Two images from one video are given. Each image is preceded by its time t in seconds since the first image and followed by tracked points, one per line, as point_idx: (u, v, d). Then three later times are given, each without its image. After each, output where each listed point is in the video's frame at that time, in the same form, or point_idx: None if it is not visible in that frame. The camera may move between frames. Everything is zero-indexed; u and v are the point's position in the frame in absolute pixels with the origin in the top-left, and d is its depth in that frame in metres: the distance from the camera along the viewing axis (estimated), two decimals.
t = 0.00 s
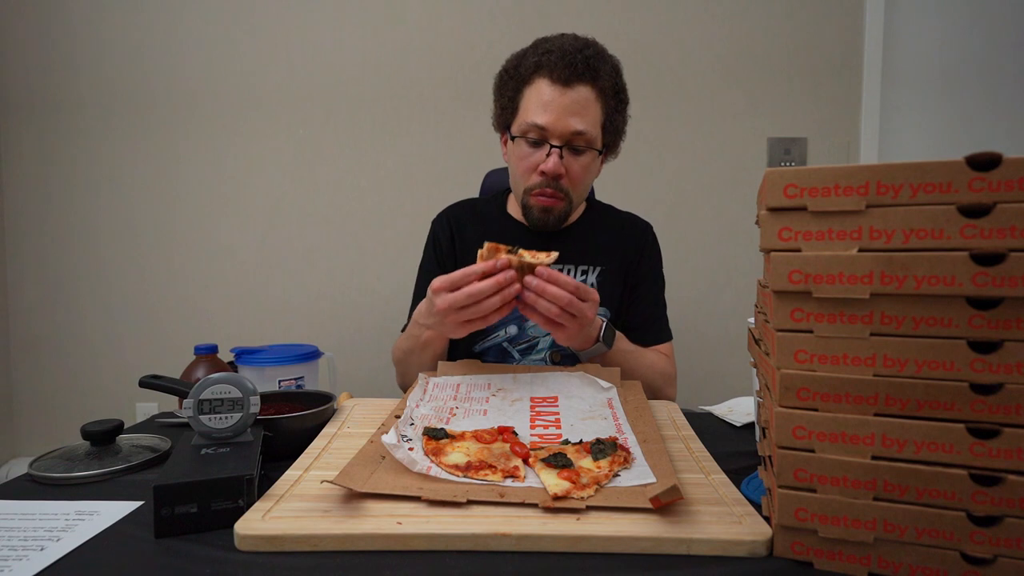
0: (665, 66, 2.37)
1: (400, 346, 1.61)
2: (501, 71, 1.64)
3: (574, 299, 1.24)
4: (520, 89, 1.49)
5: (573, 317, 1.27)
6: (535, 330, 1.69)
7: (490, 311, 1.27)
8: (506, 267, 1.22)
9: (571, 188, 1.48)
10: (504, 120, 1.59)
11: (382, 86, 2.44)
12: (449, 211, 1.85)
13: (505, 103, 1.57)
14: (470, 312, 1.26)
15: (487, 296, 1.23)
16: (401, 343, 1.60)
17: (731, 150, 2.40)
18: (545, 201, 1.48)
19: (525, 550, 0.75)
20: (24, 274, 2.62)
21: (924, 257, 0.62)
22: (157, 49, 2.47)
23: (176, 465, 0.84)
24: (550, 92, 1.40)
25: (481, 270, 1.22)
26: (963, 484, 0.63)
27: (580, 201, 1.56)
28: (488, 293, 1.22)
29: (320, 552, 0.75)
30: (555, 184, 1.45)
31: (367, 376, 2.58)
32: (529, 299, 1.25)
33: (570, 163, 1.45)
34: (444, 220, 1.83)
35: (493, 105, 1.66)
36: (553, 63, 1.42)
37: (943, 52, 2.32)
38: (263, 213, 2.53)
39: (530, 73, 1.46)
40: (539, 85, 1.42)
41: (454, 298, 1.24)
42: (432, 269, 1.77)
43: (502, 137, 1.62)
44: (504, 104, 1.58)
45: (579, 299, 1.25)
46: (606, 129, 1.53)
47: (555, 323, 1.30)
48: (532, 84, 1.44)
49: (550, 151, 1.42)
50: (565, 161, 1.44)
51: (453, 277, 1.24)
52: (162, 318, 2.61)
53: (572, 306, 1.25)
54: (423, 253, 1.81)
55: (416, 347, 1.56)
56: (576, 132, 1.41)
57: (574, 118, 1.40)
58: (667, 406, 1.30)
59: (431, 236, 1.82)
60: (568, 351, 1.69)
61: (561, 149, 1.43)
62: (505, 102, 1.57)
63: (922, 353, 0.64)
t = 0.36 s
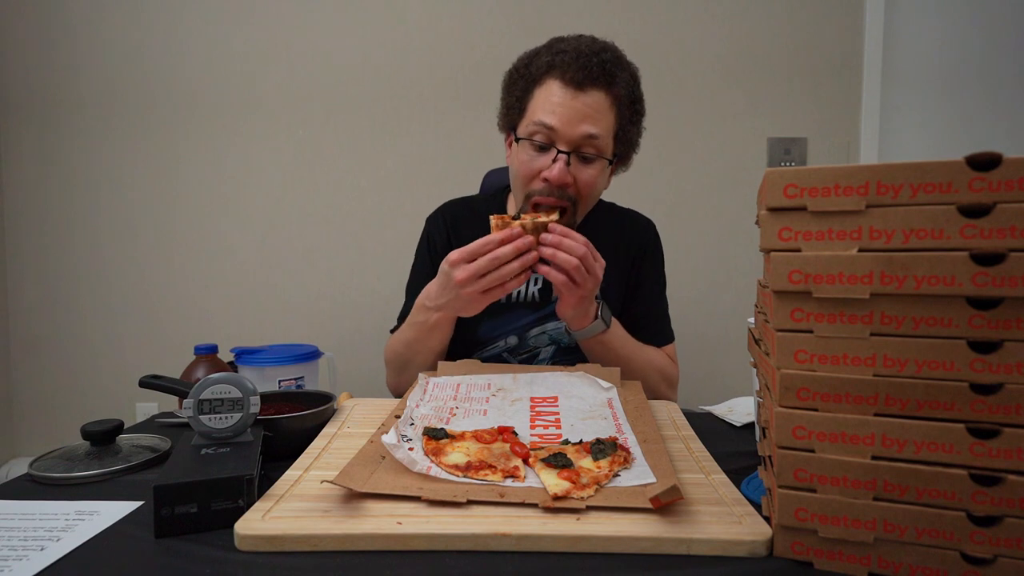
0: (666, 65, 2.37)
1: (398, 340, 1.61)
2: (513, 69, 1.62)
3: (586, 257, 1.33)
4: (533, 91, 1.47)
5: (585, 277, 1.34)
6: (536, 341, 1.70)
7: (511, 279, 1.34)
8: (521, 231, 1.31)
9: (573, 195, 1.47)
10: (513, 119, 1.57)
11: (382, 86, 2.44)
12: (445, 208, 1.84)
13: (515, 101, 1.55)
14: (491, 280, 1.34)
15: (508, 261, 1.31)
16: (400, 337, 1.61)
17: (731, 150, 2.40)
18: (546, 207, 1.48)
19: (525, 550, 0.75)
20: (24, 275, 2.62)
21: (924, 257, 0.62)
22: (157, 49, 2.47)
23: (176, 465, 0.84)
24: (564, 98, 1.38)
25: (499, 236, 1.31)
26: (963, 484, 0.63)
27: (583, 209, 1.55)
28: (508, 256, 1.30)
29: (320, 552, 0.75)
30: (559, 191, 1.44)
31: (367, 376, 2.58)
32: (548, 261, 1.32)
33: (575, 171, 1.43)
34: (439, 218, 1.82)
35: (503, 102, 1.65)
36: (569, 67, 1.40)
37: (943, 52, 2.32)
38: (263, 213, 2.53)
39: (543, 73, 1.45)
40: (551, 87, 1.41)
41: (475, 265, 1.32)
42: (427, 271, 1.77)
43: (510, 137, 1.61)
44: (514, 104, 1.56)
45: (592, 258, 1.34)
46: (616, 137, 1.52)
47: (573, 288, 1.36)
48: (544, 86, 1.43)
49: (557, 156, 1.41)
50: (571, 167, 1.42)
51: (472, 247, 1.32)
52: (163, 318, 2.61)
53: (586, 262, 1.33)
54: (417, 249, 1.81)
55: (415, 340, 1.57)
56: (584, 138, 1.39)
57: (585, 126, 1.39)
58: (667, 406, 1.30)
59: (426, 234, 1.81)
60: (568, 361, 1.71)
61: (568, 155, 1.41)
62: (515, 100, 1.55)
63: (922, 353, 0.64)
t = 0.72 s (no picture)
0: (666, 65, 2.38)
1: (405, 339, 1.62)
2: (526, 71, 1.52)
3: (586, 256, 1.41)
4: (534, 108, 1.39)
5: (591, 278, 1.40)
6: (534, 346, 1.70)
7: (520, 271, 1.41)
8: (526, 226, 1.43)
9: (558, 223, 1.45)
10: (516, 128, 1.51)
11: (382, 86, 2.44)
12: (442, 207, 1.84)
13: (519, 110, 1.48)
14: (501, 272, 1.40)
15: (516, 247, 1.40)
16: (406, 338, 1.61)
17: (731, 150, 2.40)
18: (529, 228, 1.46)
19: (525, 550, 0.75)
20: (24, 274, 2.62)
21: (923, 257, 0.62)
22: (157, 49, 2.47)
23: (176, 465, 0.84)
24: (560, 129, 1.30)
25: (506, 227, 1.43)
26: (963, 484, 0.63)
27: (572, 231, 1.53)
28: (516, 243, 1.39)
29: (320, 552, 0.75)
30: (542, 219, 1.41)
31: (367, 376, 2.58)
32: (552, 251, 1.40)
33: (563, 202, 1.39)
34: (435, 218, 1.82)
35: (510, 104, 1.56)
36: (573, 94, 1.30)
37: (943, 52, 2.32)
38: (262, 213, 2.53)
39: (549, 92, 1.36)
40: (552, 110, 1.32)
41: (485, 253, 1.39)
42: (426, 273, 1.77)
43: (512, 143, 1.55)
44: (518, 114, 1.49)
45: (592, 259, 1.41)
46: (615, 170, 1.44)
47: (576, 291, 1.40)
48: (546, 107, 1.34)
49: (545, 185, 1.36)
50: (558, 198, 1.37)
51: (482, 239, 1.42)
52: (163, 318, 2.61)
53: (588, 263, 1.40)
54: (414, 248, 1.81)
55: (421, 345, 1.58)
56: (575, 172, 1.33)
57: (576, 161, 1.32)
58: (667, 406, 1.30)
59: (423, 233, 1.81)
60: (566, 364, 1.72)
61: (557, 185, 1.36)
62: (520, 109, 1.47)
63: (922, 353, 0.64)
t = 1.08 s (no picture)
0: (666, 65, 2.38)
1: (408, 337, 1.61)
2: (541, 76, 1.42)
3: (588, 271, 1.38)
4: (543, 127, 1.32)
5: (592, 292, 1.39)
6: (533, 350, 1.70)
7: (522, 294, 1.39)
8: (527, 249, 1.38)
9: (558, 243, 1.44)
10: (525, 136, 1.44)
11: (382, 86, 2.44)
12: (441, 204, 1.82)
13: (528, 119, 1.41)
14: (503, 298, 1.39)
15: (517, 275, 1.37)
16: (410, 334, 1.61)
17: (731, 150, 2.40)
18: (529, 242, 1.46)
19: (525, 550, 0.75)
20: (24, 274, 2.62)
21: (924, 257, 0.62)
22: (157, 48, 2.47)
23: (176, 465, 0.84)
24: (566, 160, 1.25)
25: (506, 254, 1.38)
26: (963, 484, 0.63)
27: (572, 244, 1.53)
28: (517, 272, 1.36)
29: (320, 552, 0.75)
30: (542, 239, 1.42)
31: (367, 376, 2.58)
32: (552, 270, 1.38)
33: (564, 225, 1.38)
34: (435, 215, 1.81)
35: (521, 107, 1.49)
36: (583, 124, 1.23)
37: (943, 52, 2.32)
38: (263, 213, 2.53)
39: (560, 112, 1.28)
40: (560, 133, 1.26)
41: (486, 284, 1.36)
42: (425, 272, 1.78)
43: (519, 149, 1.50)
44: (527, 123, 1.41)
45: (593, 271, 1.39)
46: (622, 196, 1.39)
47: (576, 305, 1.40)
48: (556, 129, 1.27)
49: (547, 208, 1.33)
50: (560, 221, 1.35)
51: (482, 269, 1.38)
52: (163, 318, 2.61)
53: (590, 278, 1.38)
54: (413, 245, 1.81)
55: (425, 345, 1.58)
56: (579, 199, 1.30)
57: (580, 192, 1.28)
58: (667, 406, 1.30)
59: (422, 231, 1.80)
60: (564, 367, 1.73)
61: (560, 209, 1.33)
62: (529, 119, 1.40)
63: (922, 353, 0.64)
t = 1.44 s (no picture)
0: (666, 65, 2.38)
1: (410, 345, 1.61)
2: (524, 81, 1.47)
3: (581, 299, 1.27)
4: (530, 128, 1.35)
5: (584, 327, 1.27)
6: (535, 350, 1.70)
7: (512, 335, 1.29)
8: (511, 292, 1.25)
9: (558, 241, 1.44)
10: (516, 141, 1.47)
11: (382, 85, 2.44)
12: (442, 206, 1.82)
13: (517, 123, 1.44)
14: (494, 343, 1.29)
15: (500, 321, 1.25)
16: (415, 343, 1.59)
17: (731, 150, 2.40)
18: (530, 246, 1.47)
19: (525, 550, 0.75)
20: (24, 274, 2.62)
21: (924, 257, 0.62)
22: (157, 49, 2.47)
23: (176, 465, 0.84)
24: (552, 157, 1.26)
25: (490, 303, 1.25)
26: (963, 484, 0.63)
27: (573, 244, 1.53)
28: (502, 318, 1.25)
29: (320, 552, 0.75)
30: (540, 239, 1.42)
31: (367, 376, 2.58)
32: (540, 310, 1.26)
33: (560, 223, 1.38)
34: (436, 217, 1.81)
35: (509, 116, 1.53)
36: (566, 120, 1.25)
37: (943, 52, 2.32)
38: (263, 212, 2.53)
39: (544, 111, 1.31)
40: (546, 131, 1.28)
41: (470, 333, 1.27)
42: (426, 273, 1.78)
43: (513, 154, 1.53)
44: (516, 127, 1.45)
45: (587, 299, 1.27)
46: (617, 187, 1.39)
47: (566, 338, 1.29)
48: (541, 127, 1.30)
49: (542, 206, 1.35)
50: (557, 219, 1.36)
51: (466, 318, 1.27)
52: (163, 318, 2.61)
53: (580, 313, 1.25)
54: (415, 248, 1.81)
55: (425, 356, 1.57)
56: (573, 194, 1.30)
57: (571, 188, 1.29)
58: (667, 406, 1.30)
59: (424, 233, 1.81)
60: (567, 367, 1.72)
61: (554, 206, 1.34)
62: (517, 123, 1.43)
63: (922, 353, 0.64)
